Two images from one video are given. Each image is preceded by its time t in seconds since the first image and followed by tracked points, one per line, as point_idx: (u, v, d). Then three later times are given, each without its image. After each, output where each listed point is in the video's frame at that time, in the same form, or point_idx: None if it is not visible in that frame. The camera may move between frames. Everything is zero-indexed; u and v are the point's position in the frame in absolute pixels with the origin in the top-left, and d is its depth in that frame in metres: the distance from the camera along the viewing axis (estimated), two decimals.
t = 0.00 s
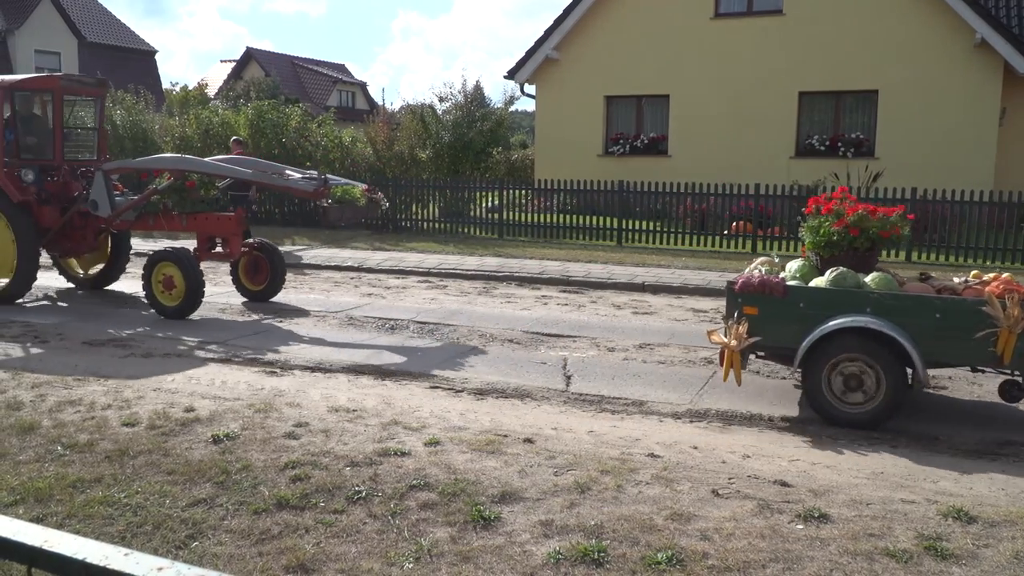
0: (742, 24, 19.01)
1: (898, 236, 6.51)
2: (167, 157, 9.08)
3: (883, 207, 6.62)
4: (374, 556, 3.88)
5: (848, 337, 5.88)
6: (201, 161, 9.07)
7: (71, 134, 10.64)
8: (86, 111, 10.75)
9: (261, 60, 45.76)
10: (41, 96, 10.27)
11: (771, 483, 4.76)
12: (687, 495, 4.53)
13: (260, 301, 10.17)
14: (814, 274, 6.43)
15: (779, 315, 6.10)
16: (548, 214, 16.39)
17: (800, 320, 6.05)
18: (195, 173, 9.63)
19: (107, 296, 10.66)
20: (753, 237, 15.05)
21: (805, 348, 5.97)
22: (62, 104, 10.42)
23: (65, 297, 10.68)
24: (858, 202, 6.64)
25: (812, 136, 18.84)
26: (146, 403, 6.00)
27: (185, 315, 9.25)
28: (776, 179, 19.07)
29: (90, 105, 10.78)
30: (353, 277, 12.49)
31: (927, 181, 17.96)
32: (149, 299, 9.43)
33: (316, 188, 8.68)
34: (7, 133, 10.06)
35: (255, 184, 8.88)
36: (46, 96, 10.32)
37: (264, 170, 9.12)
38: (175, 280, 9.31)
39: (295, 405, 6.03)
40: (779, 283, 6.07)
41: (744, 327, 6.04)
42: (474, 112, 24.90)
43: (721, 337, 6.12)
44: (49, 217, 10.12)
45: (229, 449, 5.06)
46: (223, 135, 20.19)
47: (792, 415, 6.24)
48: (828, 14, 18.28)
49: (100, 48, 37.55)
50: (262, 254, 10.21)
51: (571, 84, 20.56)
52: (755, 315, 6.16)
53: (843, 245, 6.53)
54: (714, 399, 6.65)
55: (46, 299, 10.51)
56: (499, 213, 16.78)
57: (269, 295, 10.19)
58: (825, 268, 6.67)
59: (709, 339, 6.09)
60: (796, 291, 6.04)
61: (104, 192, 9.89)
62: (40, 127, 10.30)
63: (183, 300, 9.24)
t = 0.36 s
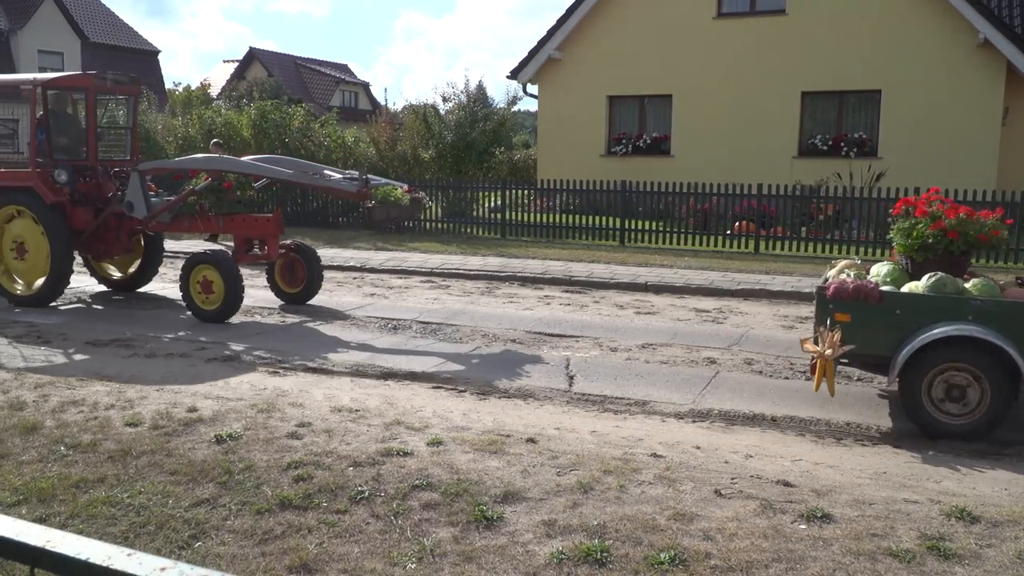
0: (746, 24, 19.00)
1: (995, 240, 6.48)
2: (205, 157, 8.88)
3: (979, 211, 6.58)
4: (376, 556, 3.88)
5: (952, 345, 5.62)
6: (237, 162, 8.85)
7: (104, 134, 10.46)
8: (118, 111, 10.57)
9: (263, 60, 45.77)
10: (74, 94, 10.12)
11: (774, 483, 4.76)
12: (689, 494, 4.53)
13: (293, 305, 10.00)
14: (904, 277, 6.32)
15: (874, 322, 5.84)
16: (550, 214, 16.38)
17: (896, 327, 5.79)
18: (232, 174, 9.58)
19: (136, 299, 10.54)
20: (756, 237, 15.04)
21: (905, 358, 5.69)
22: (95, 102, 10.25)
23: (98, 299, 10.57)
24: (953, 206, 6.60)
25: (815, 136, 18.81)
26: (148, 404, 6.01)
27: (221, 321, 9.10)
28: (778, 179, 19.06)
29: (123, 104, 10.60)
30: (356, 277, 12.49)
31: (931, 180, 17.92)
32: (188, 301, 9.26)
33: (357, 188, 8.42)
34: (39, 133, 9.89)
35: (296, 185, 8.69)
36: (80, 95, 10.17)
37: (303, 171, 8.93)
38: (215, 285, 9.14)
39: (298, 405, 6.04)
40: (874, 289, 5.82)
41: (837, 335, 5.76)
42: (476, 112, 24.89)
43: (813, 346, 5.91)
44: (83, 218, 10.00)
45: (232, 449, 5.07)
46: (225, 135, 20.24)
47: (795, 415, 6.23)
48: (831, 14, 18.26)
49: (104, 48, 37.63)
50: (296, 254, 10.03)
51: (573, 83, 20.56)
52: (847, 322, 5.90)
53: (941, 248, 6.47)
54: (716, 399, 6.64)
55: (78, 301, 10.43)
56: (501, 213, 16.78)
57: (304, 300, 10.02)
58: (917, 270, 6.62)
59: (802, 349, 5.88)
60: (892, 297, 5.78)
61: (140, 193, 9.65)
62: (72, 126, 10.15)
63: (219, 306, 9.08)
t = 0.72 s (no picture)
0: (747, 24, 18.99)
1: None
2: (244, 156, 8.78)
3: None
4: (377, 556, 3.88)
5: None
6: (277, 161, 8.72)
7: (139, 133, 10.33)
8: (155, 110, 10.43)
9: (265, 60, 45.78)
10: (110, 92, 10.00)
11: (776, 483, 4.75)
12: (691, 495, 4.53)
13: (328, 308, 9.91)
14: (998, 284, 6.35)
15: (971, 329, 5.70)
16: (551, 214, 16.39)
17: (995, 335, 5.66)
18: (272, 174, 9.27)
19: (166, 301, 10.41)
20: (758, 237, 15.04)
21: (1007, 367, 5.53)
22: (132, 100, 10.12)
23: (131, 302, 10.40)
24: None
25: (816, 135, 18.80)
26: (150, 403, 6.01)
27: (262, 326, 8.88)
28: (780, 179, 19.05)
29: (159, 104, 10.47)
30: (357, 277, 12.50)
31: (933, 180, 17.90)
32: (227, 304, 9.07)
33: (402, 188, 8.16)
34: (75, 132, 9.79)
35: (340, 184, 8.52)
36: (115, 94, 10.02)
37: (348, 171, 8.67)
38: (255, 287, 8.93)
39: (299, 405, 6.04)
40: (975, 296, 5.66)
41: (937, 343, 5.66)
42: (478, 112, 24.88)
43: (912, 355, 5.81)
44: (117, 219, 9.78)
45: (233, 449, 5.07)
46: (228, 135, 20.18)
47: (797, 415, 6.22)
48: (833, 14, 18.25)
49: (106, 47, 37.71)
50: (338, 258, 9.86)
51: (574, 83, 20.55)
52: (945, 329, 5.76)
53: None
54: (717, 399, 6.63)
55: (111, 304, 10.27)
56: (503, 213, 16.77)
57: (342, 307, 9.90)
58: (1013, 276, 6.68)
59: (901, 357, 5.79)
60: (992, 303, 5.64)
61: (178, 194, 9.51)
62: (108, 125, 10.04)
63: (260, 309, 8.86)
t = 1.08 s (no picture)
0: (747, 24, 18.99)
1: None
2: (283, 158, 8.34)
3: None
4: (378, 556, 3.88)
5: None
6: (317, 161, 8.27)
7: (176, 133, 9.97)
8: (192, 109, 10.06)
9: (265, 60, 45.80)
10: (148, 91, 9.66)
11: (776, 483, 4.76)
12: (691, 495, 4.53)
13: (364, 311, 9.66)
14: None
15: None
16: (551, 214, 16.40)
17: None
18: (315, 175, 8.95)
19: (200, 305, 10.22)
20: (758, 237, 15.05)
21: None
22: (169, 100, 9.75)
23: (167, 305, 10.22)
24: None
25: (817, 136, 18.79)
26: (151, 404, 6.02)
27: (300, 333, 8.70)
28: (781, 179, 19.05)
29: (198, 102, 10.09)
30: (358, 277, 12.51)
31: (933, 180, 17.90)
32: (267, 309, 8.89)
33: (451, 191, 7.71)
34: (110, 132, 9.49)
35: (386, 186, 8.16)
36: (153, 93, 9.67)
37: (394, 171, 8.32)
38: (299, 293, 8.75)
39: (300, 406, 6.05)
40: None
41: None
42: (478, 113, 24.88)
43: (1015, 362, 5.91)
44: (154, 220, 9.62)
45: (234, 449, 5.08)
46: (228, 135, 19.58)
47: (796, 415, 6.22)
48: (833, 14, 18.25)
49: (107, 48, 37.79)
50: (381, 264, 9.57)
51: (574, 84, 20.56)
52: None
53: None
54: (716, 399, 6.64)
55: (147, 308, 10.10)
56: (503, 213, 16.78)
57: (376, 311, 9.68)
58: None
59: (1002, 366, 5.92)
60: None
61: (217, 197, 9.21)
62: (145, 124, 9.72)
63: (302, 316, 8.67)
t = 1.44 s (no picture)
0: (748, 24, 18.99)
1: None
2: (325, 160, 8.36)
3: None
4: (378, 557, 3.88)
5: None
6: (361, 162, 8.26)
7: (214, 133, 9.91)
8: (230, 110, 10.01)
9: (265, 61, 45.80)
10: (188, 89, 9.57)
11: (776, 484, 4.76)
12: (691, 495, 4.53)
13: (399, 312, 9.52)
14: None
15: None
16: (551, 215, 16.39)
17: None
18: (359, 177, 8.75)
19: (234, 307, 10.05)
20: (758, 237, 15.05)
21: None
22: (209, 100, 9.68)
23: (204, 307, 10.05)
24: None
25: (817, 136, 18.80)
26: (151, 404, 6.02)
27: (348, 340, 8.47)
28: (781, 180, 19.05)
29: (235, 102, 10.03)
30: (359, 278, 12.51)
31: (934, 180, 17.89)
32: (314, 320, 8.63)
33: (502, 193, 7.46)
34: (150, 131, 9.38)
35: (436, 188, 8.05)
36: (191, 93, 9.59)
37: (447, 172, 8.15)
38: (343, 300, 8.51)
39: (300, 406, 6.05)
40: None
41: None
42: (478, 113, 24.88)
43: None
44: (191, 221, 9.44)
45: (234, 450, 5.08)
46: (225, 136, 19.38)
47: (796, 416, 6.23)
48: (834, 14, 18.25)
49: (107, 49, 37.81)
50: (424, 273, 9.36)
51: (574, 84, 20.56)
52: None
53: None
54: (716, 399, 6.65)
55: (184, 310, 9.92)
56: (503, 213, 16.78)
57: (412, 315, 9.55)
58: None
59: None
60: None
61: (259, 198, 9.04)
62: (184, 123, 9.65)
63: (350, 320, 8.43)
